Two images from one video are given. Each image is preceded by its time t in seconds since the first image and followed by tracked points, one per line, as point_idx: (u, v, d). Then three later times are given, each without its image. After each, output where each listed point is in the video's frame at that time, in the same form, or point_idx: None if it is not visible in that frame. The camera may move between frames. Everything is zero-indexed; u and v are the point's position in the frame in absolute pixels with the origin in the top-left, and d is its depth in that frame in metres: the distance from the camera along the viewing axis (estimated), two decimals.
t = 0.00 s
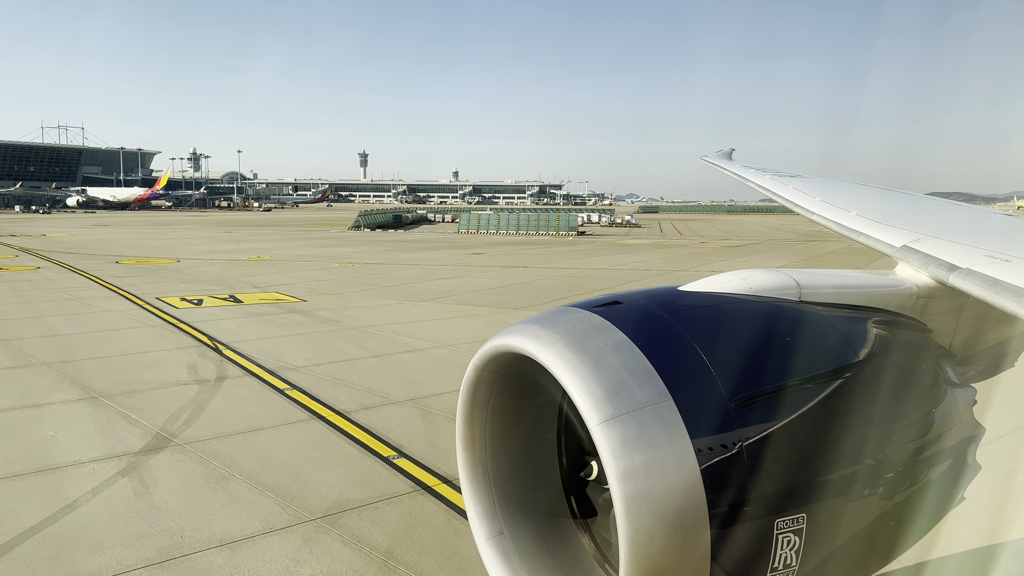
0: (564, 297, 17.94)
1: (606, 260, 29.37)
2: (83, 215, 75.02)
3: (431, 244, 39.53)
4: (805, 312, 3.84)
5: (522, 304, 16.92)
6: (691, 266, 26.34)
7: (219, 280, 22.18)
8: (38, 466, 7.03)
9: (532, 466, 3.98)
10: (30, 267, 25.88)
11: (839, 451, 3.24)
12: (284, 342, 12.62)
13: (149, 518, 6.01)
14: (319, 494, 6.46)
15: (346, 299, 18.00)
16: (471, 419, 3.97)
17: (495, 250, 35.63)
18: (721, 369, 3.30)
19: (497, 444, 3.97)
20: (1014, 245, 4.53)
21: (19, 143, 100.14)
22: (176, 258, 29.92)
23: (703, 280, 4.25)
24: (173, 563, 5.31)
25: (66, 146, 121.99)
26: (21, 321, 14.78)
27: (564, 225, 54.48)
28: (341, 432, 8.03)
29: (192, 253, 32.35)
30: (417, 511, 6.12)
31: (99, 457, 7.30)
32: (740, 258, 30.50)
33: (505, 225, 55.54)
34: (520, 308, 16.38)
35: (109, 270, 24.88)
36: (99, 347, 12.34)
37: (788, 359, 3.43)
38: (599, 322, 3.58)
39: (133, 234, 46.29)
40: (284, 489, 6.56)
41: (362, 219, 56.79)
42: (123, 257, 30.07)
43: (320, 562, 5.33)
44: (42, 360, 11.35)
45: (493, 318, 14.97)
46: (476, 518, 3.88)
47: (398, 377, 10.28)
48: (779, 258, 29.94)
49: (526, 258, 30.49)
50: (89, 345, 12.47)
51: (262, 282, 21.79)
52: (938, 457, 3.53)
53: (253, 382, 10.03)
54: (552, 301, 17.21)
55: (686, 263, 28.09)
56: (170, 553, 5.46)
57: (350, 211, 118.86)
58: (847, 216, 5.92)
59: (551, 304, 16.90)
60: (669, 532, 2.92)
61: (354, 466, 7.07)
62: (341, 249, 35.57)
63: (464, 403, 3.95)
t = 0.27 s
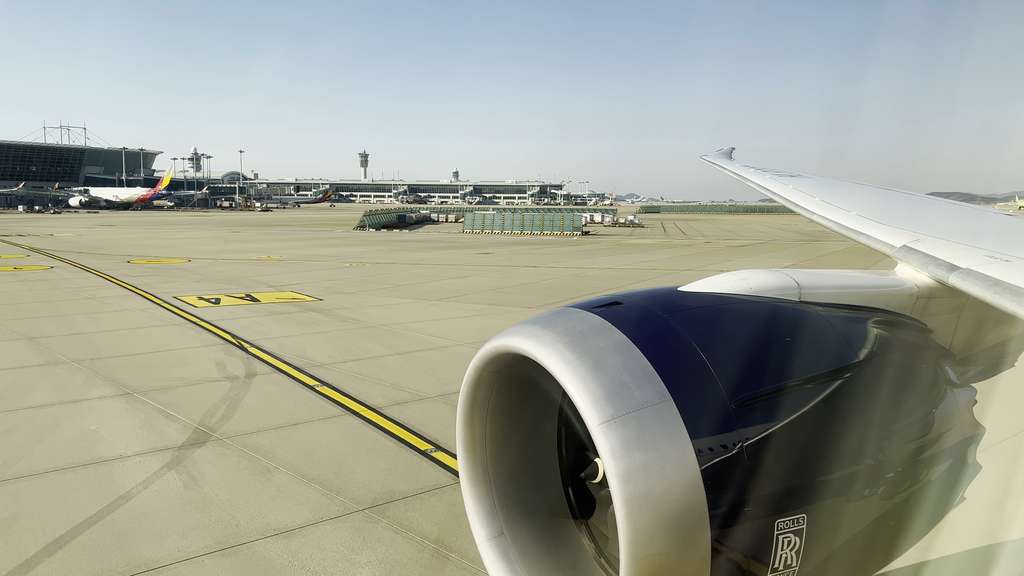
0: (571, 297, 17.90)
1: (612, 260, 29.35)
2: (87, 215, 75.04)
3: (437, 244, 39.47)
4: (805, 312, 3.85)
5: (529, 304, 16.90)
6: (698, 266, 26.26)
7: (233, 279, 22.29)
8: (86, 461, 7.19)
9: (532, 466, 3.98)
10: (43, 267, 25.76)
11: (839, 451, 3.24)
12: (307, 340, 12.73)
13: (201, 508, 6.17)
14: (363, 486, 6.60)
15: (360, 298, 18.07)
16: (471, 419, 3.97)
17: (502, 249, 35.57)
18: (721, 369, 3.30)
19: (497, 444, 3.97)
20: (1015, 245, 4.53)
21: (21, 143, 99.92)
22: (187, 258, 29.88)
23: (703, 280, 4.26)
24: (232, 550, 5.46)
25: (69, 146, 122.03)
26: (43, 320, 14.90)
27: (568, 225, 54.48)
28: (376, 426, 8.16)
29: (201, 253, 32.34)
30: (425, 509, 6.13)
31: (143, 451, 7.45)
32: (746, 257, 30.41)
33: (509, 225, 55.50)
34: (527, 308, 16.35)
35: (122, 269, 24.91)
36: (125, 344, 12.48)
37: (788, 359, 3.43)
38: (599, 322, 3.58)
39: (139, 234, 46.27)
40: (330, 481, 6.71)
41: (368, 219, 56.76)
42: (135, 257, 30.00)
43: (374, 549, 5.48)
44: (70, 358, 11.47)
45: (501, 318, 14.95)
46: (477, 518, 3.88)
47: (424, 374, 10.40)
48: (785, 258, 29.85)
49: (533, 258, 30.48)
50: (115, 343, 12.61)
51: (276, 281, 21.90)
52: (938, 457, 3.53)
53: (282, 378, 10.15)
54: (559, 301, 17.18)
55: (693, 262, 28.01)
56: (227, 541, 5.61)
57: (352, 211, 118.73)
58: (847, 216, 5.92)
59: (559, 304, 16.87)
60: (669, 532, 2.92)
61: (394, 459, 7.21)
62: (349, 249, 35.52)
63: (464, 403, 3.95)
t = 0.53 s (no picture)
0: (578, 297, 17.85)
1: (619, 259, 29.32)
2: (91, 215, 75.03)
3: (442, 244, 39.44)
4: (805, 312, 3.85)
5: (537, 304, 16.85)
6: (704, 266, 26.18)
7: (248, 279, 22.38)
8: (132, 455, 7.31)
9: (532, 466, 3.98)
10: (58, 267, 25.68)
11: (839, 451, 3.24)
12: (330, 338, 12.82)
13: (250, 501, 6.27)
14: (406, 479, 6.71)
15: (376, 297, 18.11)
16: (471, 419, 3.97)
17: (508, 249, 35.48)
18: (721, 369, 3.30)
19: (497, 444, 3.97)
20: (1014, 245, 4.53)
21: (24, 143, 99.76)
22: (198, 258, 29.79)
23: (703, 281, 4.26)
24: (287, 540, 5.58)
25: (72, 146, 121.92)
26: (66, 318, 14.99)
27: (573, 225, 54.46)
28: (409, 422, 8.24)
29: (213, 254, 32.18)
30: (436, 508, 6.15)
31: (187, 445, 7.56)
32: (753, 257, 30.28)
33: (513, 225, 55.44)
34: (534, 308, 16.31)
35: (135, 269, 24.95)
36: (150, 342, 12.59)
37: (788, 359, 3.43)
38: (599, 322, 3.58)
39: (145, 234, 46.24)
40: (373, 474, 6.81)
41: (373, 219, 56.83)
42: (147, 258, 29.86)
43: (425, 539, 5.60)
44: (98, 355, 11.56)
45: (508, 317, 14.91)
46: (477, 518, 3.88)
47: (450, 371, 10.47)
48: (792, 258, 29.76)
49: (541, 257, 30.47)
50: (141, 341, 12.70)
51: (290, 280, 21.98)
52: (938, 457, 3.53)
53: (312, 375, 10.23)
54: (566, 301, 17.14)
55: (700, 262, 27.93)
56: (281, 531, 5.72)
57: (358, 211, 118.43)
58: (847, 216, 5.92)
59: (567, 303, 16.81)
60: (669, 532, 2.92)
61: (433, 453, 7.31)
62: (358, 249, 35.38)
63: (464, 403, 3.95)
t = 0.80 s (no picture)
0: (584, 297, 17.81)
1: (624, 259, 29.32)
2: (95, 215, 75.03)
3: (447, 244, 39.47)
4: (805, 312, 3.85)
5: (543, 304, 16.83)
6: (710, 267, 26.12)
7: (262, 279, 22.48)
8: (175, 448, 7.40)
9: (532, 466, 3.98)
10: (70, 267, 25.63)
11: (839, 451, 3.24)
12: (353, 336, 12.87)
13: (298, 492, 6.36)
14: (448, 471, 6.83)
15: (392, 296, 18.14)
16: (471, 420, 3.97)
17: (513, 249, 35.43)
18: (721, 369, 3.30)
19: (496, 445, 3.97)
20: (1014, 245, 4.54)
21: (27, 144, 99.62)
22: (209, 258, 29.73)
23: (703, 281, 4.26)
24: (340, 529, 5.67)
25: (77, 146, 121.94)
26: (87, 316, 15.06)
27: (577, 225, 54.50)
28: (440, 417, 8.35)
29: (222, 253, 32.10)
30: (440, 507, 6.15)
31: (228, 439, 7.64)
32: (759, 257, 30.22)
33: (516, 225, 55.39)
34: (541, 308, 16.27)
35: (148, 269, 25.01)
36: (165, 341, 12.60)
37: (788, 359, 3.43)
38: (599, 322, 3.58)
39: (154, 234, 46.26)
40: (414, 466, 6.91)
41: (377, 219, 56.97)
42: (158, 257, 29.80)
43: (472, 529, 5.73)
44: (124, 353, 11.60)
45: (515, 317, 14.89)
46: (477, 519, 3.88)
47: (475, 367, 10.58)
48: (799, 258, 29.67)
49: (547, 257, 30.50)
50: (156, 340, 12.73)
51: (304, 280, 22.07)
52: (938, 457, 3.53)
53: (330, 374, 10.26)
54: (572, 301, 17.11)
55: (706, 262, 27.87)
56: (333, 522, 5.81)
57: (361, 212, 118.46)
58: (847, 216, 5.92)
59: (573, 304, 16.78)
60: (669, 532, 2.92)
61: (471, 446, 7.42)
62: (364, 249, 35.28)
63: (464, 403, 3.95)
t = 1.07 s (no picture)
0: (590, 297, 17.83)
1: (630, 259, 29.35)
2: (98, 215, 75.07)
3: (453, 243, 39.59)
4: (805, 312, 3.85)
5: (548, 304, 16.85)
6: (715, 267, 26.12)
7: (276, 279, 22.53)
8: (218, 443, 7.66)
9: (532, 466, 3.98)
10: (85, 267, 25.47)
11: (839, 451, 3.24)
12: (373, 334, 13.21)
13: (345, 484, 6.61)
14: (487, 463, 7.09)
15: (405, 296, 18.43)
16: (471, 420, 3.97)
17: (518, 249, 35.46)
18: (721, 369, 3.30)
19: (496, 445, 3.97)
20: (1014, 245, 4.54)
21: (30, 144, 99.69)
22: (221, 258, 29.69)
23: (703, 281, 4.26)
24: (389, 519, 5.91)
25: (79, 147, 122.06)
26: (110, 315, 15.34)
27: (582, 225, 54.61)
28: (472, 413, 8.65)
29: (231, 253, 32.11)
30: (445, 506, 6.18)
31: (268, 433, 7.90)
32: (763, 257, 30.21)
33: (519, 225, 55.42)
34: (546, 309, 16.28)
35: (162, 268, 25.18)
36: (173, 341, 12.65)
37: (788, 360, 3.43)
38: (599, 322, 3.58)
39: (160, 234, 46.35)
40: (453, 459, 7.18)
41: (381, 219, 57.04)
42: (169, 257, 29.78)
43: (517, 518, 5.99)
44: (153, 351, 11.92)
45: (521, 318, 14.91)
46: (476, 519, 3.88)
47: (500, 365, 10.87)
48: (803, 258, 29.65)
49: (554, 257, 30.57)
50: (163, 340, 12.76)
51: (317, 280, 22.22)
52: (938, 457, 3.53)
53: (336, 374, 10.28)
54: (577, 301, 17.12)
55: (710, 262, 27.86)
56: (380, 512, 6.05)
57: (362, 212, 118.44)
58: (847, 216, 5.93)
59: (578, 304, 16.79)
60: (669, 532, 2.92)
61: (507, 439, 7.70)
62: (370, 249, 35.31)
63: (464, 404, 3.95)
